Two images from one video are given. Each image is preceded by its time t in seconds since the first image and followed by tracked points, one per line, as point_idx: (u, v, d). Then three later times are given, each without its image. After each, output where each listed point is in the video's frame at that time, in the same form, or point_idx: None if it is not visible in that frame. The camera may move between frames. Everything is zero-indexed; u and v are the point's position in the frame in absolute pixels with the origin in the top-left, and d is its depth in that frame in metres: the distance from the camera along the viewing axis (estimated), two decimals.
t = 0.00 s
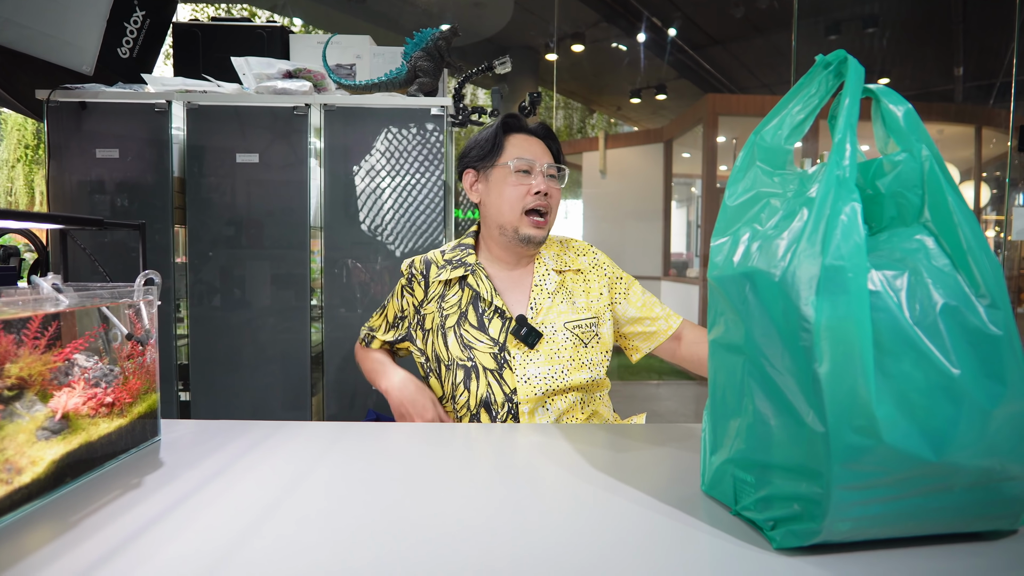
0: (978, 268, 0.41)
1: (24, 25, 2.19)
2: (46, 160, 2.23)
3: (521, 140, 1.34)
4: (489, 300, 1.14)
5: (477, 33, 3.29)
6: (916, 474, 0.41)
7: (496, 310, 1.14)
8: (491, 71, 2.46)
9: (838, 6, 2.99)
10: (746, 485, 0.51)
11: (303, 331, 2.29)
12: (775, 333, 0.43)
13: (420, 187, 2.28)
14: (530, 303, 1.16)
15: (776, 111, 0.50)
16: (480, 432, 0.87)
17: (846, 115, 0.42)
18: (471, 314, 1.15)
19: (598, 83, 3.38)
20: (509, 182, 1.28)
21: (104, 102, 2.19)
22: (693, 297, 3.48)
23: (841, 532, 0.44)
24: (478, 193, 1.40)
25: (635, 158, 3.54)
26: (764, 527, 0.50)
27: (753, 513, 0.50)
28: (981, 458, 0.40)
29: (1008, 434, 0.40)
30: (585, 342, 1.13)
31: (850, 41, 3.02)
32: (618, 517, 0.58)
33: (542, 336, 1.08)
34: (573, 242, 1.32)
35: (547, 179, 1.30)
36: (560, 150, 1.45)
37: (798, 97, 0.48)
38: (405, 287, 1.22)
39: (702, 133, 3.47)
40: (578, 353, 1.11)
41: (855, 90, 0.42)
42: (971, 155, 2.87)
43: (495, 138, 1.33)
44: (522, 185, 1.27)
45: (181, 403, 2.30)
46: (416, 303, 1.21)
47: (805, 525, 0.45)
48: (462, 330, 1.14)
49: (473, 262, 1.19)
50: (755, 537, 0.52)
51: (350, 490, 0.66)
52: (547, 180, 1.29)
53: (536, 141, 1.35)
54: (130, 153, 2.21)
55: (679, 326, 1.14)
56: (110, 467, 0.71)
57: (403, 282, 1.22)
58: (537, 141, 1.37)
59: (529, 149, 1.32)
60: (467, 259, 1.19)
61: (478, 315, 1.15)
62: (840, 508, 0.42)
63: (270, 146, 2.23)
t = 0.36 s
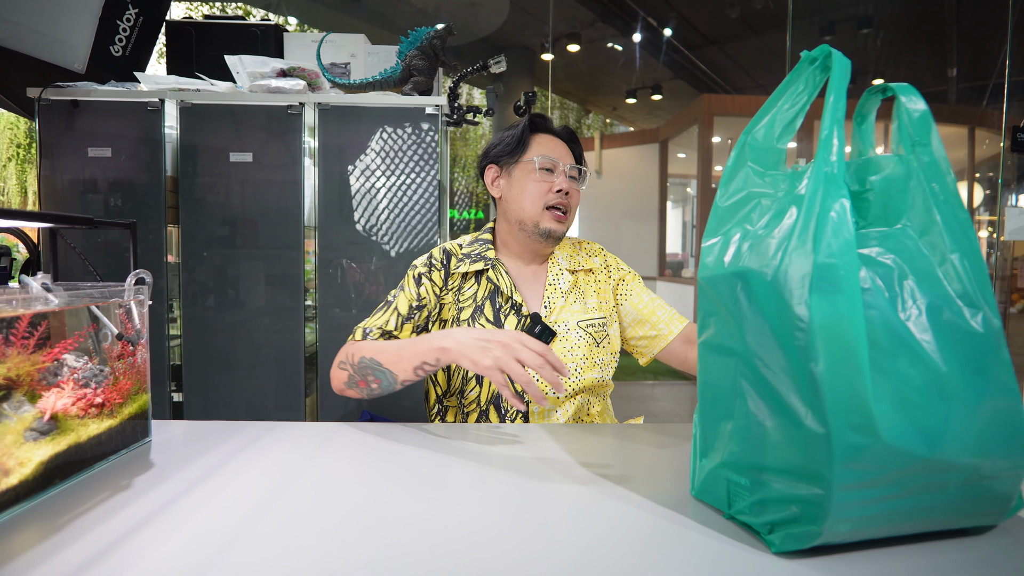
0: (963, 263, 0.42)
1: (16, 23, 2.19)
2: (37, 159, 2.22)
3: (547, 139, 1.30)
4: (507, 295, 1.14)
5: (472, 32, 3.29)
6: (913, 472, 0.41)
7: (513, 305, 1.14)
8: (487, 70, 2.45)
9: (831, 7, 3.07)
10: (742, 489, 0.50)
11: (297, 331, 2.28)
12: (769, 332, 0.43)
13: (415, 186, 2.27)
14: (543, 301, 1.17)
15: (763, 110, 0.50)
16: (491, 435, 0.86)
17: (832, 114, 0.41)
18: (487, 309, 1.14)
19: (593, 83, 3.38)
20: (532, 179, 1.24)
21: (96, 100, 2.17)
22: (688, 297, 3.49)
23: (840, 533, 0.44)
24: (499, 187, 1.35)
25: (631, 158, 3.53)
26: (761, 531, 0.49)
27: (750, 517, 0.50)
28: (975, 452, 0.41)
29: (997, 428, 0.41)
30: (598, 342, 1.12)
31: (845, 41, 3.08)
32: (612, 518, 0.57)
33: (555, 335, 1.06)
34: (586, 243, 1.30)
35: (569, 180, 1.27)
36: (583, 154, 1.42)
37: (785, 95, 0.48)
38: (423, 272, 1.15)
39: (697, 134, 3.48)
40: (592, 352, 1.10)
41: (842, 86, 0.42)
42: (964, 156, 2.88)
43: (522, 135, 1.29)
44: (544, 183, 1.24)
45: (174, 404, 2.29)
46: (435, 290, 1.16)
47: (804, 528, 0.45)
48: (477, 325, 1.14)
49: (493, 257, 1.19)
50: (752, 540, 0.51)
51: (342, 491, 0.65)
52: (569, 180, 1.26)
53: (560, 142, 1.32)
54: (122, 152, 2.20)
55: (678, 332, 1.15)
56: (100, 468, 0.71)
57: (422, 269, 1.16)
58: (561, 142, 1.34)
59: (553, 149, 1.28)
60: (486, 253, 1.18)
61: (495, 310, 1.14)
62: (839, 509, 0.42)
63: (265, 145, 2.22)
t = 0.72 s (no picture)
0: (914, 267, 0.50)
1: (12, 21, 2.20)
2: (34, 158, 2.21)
3: (556, 135, 1.20)
4: (528, 297, 1.09)
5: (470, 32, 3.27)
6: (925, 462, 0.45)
7: (531, 308, 1.09)
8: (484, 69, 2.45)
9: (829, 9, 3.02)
10: (756, 501, 0.52)
11: (295, 331, 2.28)
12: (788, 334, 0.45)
13: (413, 186, 2.27)
14: (558, 305, 1.14)
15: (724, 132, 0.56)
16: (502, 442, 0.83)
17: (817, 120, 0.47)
18: (507, 312, 1.09)
19: (592, 83, 3.48)
20: (543, 179, 1.16)
21: (93, 99, 2.17)
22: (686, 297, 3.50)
23: (868, 534, 0.47)
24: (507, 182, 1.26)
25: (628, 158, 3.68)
26: (786, 543, 0.50)
27: (770, 529, 0.51)
28: (961, 434, 0.46)
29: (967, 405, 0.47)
30: (612, 343, 1.12)
31: (843, 42, 3.04)
32: (611, 521, 0.57)
33: (573, 337, 1.06)
34: (588, 244, 1.30)
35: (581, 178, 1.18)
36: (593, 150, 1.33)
37: (752, 107, 0.54)
38: (452, 274, 1.08)
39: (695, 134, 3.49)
40: (606, 355, 1.10)
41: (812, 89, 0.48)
42: (961, 156, 2.87)
43: (531, 131, 1.19)
44: (556, 184, 1.15)
45: (171, 403, 2.28)
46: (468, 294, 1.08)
47: (838, 534, 0.47)
48: (496, 328, 1.08)
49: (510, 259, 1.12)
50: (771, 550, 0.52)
51: (340, 489, 0.65)
52: (582, 178, 1.18)
53: (570, 136, 1.22)
54: (119, 151, 2.19)
55: (671, 342, 1.19)
56: (95, 466, 0.70)
57: (448, 271, 1.08)
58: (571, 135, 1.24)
59: (564, 146, 1.19)
60: (505, 254, 1.12)
61: (514, 312, 1.09)
62: (878, 508, 0.44)
63: (262, 145, 2.22)
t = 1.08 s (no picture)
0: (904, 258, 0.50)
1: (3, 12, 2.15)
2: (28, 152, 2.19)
3: (569, 130, 1.18)
4: (527, 297, 1.08)
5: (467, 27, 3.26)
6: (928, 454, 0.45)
7: (531, 308, 1.08)
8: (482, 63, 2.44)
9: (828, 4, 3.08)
10: (758, 503, 0.52)
11: (292, 326, 2.27)
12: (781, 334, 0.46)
13: (411, 181, 2.26)
14: (558, 305, 1.13)
15: (701, 140, 0.58)
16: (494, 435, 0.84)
17: (784, 128, 0.50)
18: (506, 311, 1.08)
19: (590, 79, 3.45)
20: (553, 177, 1.14)
21: (87, 92, 2.16)
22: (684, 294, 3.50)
23: (875, 530, 0.47)
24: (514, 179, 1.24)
25: (625, 154, 3.86)
26: (791, 541, 0.50)
27: (776, 530, 0.51)
28: (963, 423, 0.47)
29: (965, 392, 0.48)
30: (611, 347, 1.11)
31: (842, 37, 3.13)
32: (606, 515, 0.57)
33: (572, 342, 1.06)
34: (592, 242, 1.30)
35: (591, 177, 1.16)
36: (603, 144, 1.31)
37: (719, 124, 0.57)
38: (450, 271, 1.07)
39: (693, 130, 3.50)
40: (605, 359, 1.10)
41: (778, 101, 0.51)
42: (959, 153, 2.86)
43: (543, 125, 1.17)
44: (565, 182, 1.13)
45: (167, 398, 2.28)
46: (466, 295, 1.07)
47: (845, 533, 0.47)
48: (494, 328, 1.07)
49: (511, 257, 1.12)
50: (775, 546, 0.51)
51: (334, 481, 0.65)
52: (592, 178, 1.16)
53: (582, 132, 1.20)
54: (114, 145, 2.18)
55: (667, 353, 1.18)
56: (88, 458, 0.70)
57: (446, 267, 1.08)
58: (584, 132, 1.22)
59: (576, 142, 1.16)
60: (505, 252, 1.11)
61: (513, 312, 1.08)
62: (886, 504, 0.44)
63: (259, 140, 2.21)
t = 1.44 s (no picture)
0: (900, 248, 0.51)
1: None
2: (14, 146, 2.16)
3: (563, 140, 1.12)
4: (518, 295, 1.09)
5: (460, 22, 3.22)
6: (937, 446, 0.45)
7: (521, 306, 1.08)
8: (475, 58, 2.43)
9: None
10: (766, 505, 0.51)
11: (284, 323, 2.26)
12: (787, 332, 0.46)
13: (403, 177, 2.25)
14: (548, 303, 1.13)
15: (688, 140, 0.59)
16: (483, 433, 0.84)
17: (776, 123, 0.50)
18: (496, 310, 1.08)
19: (584, 75, 3.43)
20: (540, 194, 1.11)
21: (74, 85, 2.13)
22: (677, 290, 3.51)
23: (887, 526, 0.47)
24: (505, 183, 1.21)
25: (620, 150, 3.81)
26: (804, 543, 0.49)
27: (786, 532, 0.50)
28: (964, 409, 0.47)
29: (963, 375, 0.49)
30: (601, 342, 1.12)
31: (836, 33, 3.10)
32: (598, 512, 0.57)
33: (561, 339, 1.05)
34: (582, 237, 1.29)
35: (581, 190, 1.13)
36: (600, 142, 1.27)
37: (708, 124, 0.58)
38: (438, 270, 1.06)
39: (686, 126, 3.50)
40: (595, 354, 1.11)
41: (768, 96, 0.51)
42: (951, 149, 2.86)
43: (535, 134, 1.12)
44: (552, 199, 1.11)
45: (157, 395, 2.26)
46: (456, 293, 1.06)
47: (859, 531, 0.47)
48: (485, 326, 1.07)
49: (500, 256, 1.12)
50: (782, 549, 0.51)
51: (324, 479, 0.64)
52: (582, 191, 1.13)
53: (578, 141, 1.14)
54: (103, 141, 2.16)
55: (653, 346, 1.17)
56: (73, 456, 0.69)
57: (434, 266, 1.06)
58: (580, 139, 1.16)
59: (569, 154, 1.11)
60: (495, 251, 1.11)
61: (504, 311, 1.08)
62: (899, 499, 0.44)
63: (251, 135, 2.19)
